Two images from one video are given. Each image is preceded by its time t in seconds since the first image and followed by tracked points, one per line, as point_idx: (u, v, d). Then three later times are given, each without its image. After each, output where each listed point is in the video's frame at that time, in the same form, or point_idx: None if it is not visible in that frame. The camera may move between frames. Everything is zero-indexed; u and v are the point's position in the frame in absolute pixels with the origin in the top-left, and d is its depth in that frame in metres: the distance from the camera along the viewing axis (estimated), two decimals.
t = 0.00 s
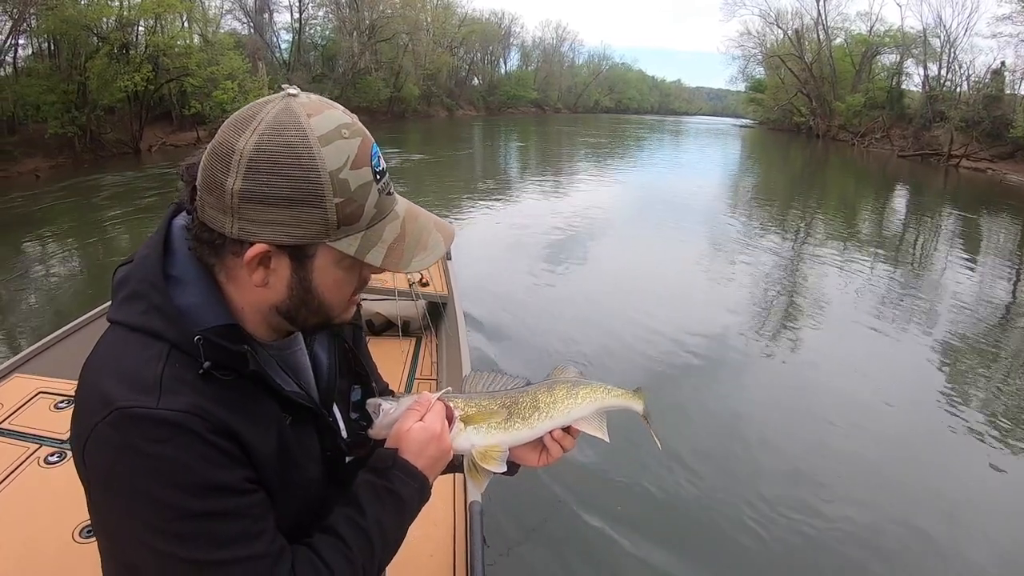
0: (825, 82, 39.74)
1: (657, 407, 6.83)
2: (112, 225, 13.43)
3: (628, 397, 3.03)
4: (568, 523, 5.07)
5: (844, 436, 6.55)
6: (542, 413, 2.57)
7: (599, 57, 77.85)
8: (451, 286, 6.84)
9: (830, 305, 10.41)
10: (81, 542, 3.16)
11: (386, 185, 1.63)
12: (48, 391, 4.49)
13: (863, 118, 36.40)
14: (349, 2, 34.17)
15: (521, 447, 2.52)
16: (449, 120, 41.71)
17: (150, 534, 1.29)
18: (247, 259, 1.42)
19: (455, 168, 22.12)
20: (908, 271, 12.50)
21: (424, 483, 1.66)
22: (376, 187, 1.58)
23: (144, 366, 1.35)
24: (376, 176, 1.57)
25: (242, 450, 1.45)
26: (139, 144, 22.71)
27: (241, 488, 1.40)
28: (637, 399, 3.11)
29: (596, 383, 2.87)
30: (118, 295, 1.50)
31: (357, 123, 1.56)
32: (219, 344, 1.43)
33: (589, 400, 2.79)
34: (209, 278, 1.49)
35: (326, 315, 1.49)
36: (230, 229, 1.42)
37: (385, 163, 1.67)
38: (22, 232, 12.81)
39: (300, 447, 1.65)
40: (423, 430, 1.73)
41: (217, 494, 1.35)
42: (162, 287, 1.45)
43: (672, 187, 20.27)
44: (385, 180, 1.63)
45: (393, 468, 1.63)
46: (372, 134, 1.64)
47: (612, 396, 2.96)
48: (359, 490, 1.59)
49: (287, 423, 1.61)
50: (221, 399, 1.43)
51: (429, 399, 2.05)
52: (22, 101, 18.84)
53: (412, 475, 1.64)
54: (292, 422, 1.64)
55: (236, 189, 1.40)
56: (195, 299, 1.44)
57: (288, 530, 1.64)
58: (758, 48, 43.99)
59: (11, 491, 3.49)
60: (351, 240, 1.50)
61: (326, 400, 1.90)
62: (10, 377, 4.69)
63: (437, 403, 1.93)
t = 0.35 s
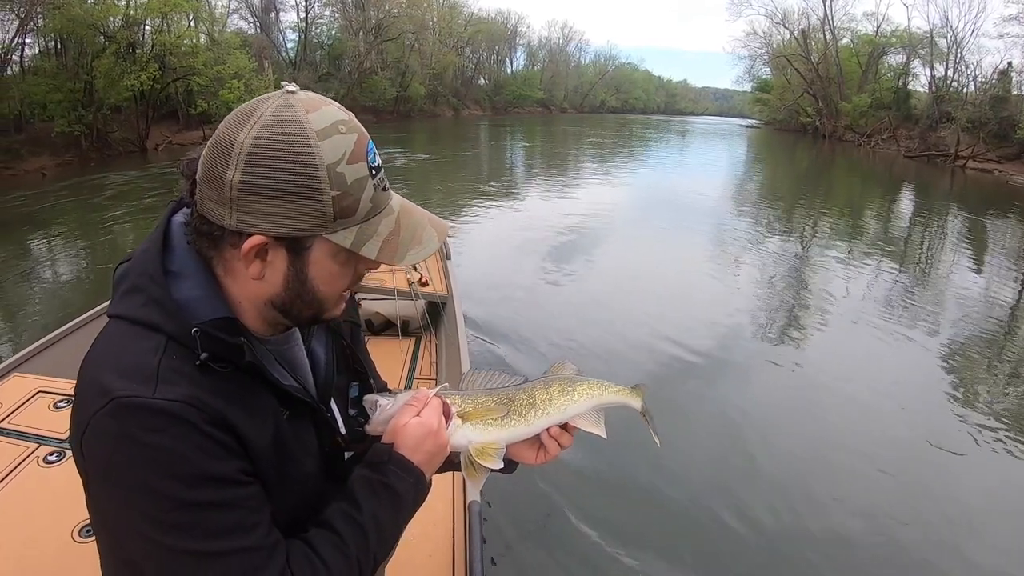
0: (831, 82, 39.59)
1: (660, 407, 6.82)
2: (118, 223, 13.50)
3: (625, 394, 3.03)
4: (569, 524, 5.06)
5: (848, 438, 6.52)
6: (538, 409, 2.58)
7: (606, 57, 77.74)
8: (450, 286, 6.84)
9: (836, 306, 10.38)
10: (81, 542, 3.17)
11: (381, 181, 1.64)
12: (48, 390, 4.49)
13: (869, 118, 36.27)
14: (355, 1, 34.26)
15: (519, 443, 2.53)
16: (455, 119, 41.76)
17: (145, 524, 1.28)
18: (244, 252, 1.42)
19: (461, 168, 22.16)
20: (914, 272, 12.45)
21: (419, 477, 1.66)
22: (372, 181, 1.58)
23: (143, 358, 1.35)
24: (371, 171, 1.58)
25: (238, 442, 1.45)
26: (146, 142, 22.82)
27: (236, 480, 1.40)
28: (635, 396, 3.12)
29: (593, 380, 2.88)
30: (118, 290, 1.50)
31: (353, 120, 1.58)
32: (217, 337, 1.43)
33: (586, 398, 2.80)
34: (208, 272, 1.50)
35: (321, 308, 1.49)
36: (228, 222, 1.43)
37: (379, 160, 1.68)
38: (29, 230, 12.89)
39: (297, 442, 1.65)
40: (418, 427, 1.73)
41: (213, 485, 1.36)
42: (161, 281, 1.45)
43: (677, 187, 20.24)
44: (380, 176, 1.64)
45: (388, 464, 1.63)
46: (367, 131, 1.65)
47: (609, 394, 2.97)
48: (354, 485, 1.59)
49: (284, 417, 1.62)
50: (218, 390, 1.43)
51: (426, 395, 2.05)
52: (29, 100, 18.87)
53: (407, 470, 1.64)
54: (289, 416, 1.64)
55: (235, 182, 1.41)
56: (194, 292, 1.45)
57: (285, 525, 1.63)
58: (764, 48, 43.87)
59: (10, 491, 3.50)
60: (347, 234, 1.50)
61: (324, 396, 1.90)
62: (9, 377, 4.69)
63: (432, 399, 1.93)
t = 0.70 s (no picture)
0: (839, 83, 39.39)
1: (664, 408, 6.81)
2: (125, 222, 13.55)
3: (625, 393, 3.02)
4: (570, 525, 5.06)
5: (853, 440, 6.48)
6: (536, 408, 2.58)
7: (614, 57, 77.59)
8: (451, 285, 6.84)
9: (843, 308, 10.32)
10: (82, 542, 3.19)
11: (379, 175, 1.64)
12: (47, 391, 4.51)
13: (877, 119, 36.08)
14: (363, 1, 34.32)
15: (517, 442, 2.53)
16: (462, 119, 41.78)
17: (144, 521, 1.29)
18: (244, 249, 1.43)
19: (468, 168, 22.18)
20: (922, 274, 12.37)
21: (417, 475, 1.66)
22: (369, 176, 1.58)
23: (142, 356, 1.36)
24: (368, 166, 1.59)
25: (237, 438, 1.46)
26: (153, 141, 22.93)
27: (234, 475, 1.40)
28: (635, 396, 3.11)
29: (593, 379, 2.87)
30: (117, 289, 1.50)
31: (348, 115, 1.58)
32: (217, 335, 1.44)
33: (585, 397, 2.79)
34: (208, 271, 1.51)
35: (321, 304, 1.50)
36: (228, 219, 1.43)
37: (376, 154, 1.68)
38: (36, 228, 12.97)
39: (296, 439, 1.65)
40: (419, 425, 1.74)
41: (211, 482, 1.36)
42: (160, 279, 1.46)
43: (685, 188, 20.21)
44: (377, 170, 1.64)
45: (386, 462, 1.63)
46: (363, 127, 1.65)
47: (608, 393, 2.96)
48: (353, 483, 1.59)
49: (283, 415, 1.61)
50: (216, 388, 1.43)
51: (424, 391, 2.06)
52: (37, 99, 19.00)
53: (406, 467, 1.64)
54: (287, 414, 1.64)
55: (233, 181, 1.42)
56: (194, 291, 1.47)
57: (283, 523, 1.63)
58: (772, 48, 43.66)
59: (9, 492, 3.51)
60: (345, 227, 1.50)
61: (323, 394, 1.89)
62: (9, 377, 4.71)
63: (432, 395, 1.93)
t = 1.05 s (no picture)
0: (847, 85, 39.19)
1: (667, 408, 6.79)
2: (133, 221, 13.63)
3: (625, 390, 3.02)
4: (571, 525, 5.06)
5: (857, 442, 6.44)
6: (537, 406, 2.58)
7: (622, 58, 77.50)
8: (451, 285, 6.85)
9: (850, 310, 10.27)
10: (82, 542, 3.21)
11: (382, 177, 1.65)
12: (48, 391, 4.54)
13: (885, 121, 35.88)
14: (371, 1, 34.45)
15: (517, 441, 2.53)
16: (470, 119, 41.82)
17: (146, 523, 1.29)
18: (250, 253, 1.43)
19: (474, 168, 22.21)
20: (930, 277, 12.27)
21: (415, 477, 1.65)
22: (373, 178, 1.59)
23: (145, 359, 1.36)
24: (372, 167, 1.59)
25: (238, 441, 1.46)
26: (161, 140, 23.06)
27: (234, 479, 1.41)
28: (633, 393, 3.11)
29: (593, 377, 2.87)
30: (118, 291, 1.51)
31: (351, 117, 1.58)
32: (217, 338, 1.44)
33: (585, 395, 2.79)
34: (210, 275, 1.51)
35: (325, 308, 1.51)
36: (234, 224, 1.44)
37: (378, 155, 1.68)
38: (45, 226, 13.06)
39: (297, 442, 1.65)
40: (417, 427, 1.72)
41: (211, 486, 1.36)
42: (160, 281, 1.47)
43: (692, 189, 20.16)
44: (380, 171, 1.64)
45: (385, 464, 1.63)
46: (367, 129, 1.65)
47: (608, 391, 2.96)
48: (353, 486, 1.60)
49: (284, 418, 1.62)
50: (218, 391, 1.43)
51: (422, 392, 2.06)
52: (45, 97, 19.08)
53: (404, 471, 1.64)
54: (288, 417, 1.65)
55: (238, 185, 1.42)
56: (194, 294, 1.47)
57: (284, 526, 1.64)
58: (780, 50, 43.51)
59: (9, 492, 3.53)
60: (350, 230, 1.51)
61: (323, 395, 1.90)
62: (9, 377, 4.74)
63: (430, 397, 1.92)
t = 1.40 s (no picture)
0: (856, 87, 38.98)
1: (670, 409, 6.78)
2: (141, 219, 13.72)
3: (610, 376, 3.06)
4: (571, 524, 5.05)
5: (861, 444, 6.41)
6: (528, 404, 2.59)
7: (630, 60, 77.39)
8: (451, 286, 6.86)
9: (858, 313, 10.21)
10: (81, 541, 3.23)
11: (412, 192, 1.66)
12: (49, 391, 4.56)
13: (894, 123, 35.68)
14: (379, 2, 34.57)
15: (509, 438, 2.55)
16: (478, 120, 41.90)
17: (139, 523, 1.29)
18: (281, 263, 1.45)
19: (481, 168, 22.24)
20: (938, 280, 12.18)
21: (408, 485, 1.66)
22: (403, 192, 1.61)
23: (149, 360, 1.37)
24: (402, 181, 1.61)
25: (238, 447, 1.46)
26: (170, 139, 23.18)
27: (231, 485, 1.41)
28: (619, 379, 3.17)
29: (580, 370, 2.90)
30: (123, 290, 1.52)
31: (382, 132, 1.60)
32: (225, 343, 1.45)
33: (574, 389, 2.83)
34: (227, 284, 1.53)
35: (353, 319, 1.52)
36: (266, 233, 1.45)
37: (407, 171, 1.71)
38: (53, 223, 13.17)
39: (298, 449, 1.65)
40: (409, 438, 1.73)
41: (208, 490, 1.37)
42: (171, 282, 1.47)
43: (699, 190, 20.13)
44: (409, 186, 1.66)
45: (381, 474, 1.63)
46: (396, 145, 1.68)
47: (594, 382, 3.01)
48: (342, 496, 1.60)
49: (286, 425, 1.62)
50: (222, 396, 1.44)
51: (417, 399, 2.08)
52: (54, 96, 19.18)
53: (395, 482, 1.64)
54: (292, 422, 1.65)
55: (272, 195, 1.44)
56: (204, 297, 1.48)
57: (280, 532, 1.64)
58: (788, 51, 43.37)
59: (10, 491, 3.56)
60: (381, 242, 1.52)
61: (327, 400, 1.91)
62: (9, 377, 4.77)
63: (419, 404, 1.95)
